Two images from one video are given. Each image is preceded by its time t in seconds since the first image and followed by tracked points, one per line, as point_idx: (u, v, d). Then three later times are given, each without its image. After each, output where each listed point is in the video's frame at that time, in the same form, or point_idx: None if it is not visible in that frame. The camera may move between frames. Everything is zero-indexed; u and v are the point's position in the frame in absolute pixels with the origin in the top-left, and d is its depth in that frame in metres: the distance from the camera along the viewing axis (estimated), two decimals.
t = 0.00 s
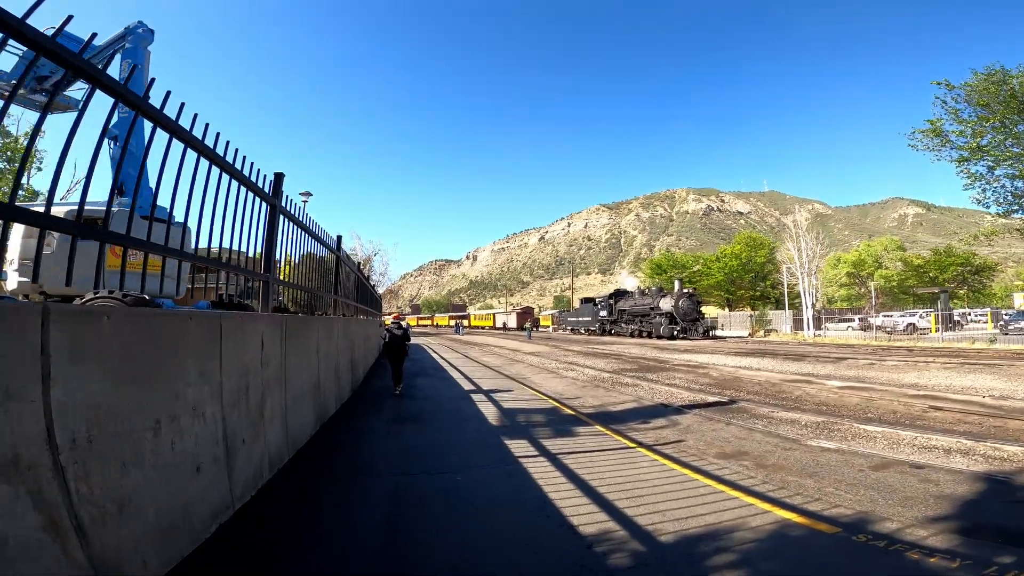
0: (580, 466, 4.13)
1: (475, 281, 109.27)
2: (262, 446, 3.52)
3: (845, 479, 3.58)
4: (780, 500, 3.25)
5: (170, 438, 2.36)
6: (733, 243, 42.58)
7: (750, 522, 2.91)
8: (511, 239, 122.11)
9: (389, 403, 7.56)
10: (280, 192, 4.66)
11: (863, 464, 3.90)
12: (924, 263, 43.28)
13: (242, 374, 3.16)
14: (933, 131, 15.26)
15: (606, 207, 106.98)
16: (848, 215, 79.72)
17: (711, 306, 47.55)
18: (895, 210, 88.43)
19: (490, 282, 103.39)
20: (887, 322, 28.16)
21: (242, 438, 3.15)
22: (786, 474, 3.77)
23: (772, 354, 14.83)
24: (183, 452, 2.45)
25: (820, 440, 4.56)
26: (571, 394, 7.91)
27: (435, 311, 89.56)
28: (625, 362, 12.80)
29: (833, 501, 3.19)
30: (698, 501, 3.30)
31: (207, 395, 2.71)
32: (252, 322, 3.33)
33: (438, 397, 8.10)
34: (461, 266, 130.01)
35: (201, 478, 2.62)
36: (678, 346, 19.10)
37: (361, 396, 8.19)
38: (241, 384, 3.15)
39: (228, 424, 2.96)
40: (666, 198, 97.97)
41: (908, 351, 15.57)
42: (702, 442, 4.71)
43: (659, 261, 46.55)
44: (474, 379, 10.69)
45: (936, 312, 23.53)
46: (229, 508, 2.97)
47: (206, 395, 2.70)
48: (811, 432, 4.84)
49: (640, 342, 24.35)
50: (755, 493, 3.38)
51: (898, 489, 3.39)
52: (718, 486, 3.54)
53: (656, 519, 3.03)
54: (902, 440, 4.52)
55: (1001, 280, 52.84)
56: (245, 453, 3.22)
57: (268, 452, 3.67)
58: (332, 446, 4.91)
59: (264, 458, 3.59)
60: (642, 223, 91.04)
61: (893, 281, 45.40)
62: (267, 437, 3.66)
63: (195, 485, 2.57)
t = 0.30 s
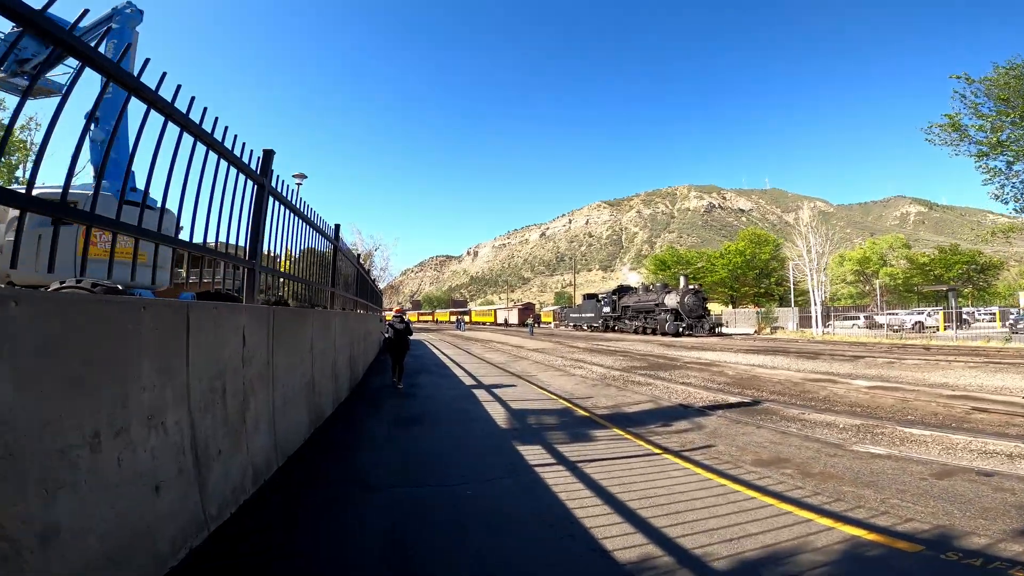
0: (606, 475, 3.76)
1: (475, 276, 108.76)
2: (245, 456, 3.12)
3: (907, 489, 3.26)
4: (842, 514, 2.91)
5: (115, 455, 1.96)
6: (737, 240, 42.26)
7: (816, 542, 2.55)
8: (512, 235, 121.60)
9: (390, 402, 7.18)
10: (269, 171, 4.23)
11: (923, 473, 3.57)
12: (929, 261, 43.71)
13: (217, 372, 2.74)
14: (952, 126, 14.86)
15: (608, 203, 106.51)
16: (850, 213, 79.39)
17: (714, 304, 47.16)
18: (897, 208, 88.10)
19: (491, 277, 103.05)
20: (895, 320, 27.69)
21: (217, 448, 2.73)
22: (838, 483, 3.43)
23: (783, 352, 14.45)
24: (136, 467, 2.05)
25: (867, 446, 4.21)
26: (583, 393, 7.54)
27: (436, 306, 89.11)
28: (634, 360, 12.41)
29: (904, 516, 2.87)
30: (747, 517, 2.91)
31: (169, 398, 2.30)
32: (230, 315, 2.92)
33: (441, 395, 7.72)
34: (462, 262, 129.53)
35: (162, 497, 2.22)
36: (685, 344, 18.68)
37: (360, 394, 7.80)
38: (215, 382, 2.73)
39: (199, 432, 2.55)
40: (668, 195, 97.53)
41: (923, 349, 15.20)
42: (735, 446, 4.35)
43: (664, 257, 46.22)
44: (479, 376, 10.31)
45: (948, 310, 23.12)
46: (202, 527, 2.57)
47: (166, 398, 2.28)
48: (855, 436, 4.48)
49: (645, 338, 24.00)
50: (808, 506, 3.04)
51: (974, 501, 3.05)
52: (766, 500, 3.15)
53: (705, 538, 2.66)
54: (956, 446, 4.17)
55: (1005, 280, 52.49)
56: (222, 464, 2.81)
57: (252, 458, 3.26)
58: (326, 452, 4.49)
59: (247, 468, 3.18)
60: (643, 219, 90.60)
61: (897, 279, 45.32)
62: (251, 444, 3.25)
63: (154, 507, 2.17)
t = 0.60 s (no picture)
0: (633, 489, 3.45)
1: (475, 277, 108.24)
2: (214, 474, 2.73)
3: (985, 507, 3.00)
4: (917, 537, 2.65)
5: (16, 482, 1.60)
6: (739, 241, 41.83)
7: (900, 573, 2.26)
8: (512, 236, 121.13)
9: (389, 407, 6.82)
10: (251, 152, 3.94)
11: (993, 487, 3.27)
12: (933, 262, 43.28)
13: (171, 376, 2.35)
14: (968, 123, 14.51)
15: (608, 205, 106.02)
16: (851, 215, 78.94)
17: (717, 305, 46.70)
18: (898, 210, 87.75)
19: (490, 278, 102.56)
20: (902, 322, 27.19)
21: (173, 469, 2.34)
22: (898, 499, 3.13)
23: (794, 354, 14.06)
24: (50, 495, 1.70)
25: (918, 457, 3.89)
26: (593, 397, 7.20)
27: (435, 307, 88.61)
28: (641, 361, 12.01)
29: (990, 536, 2.64)
30: (804, 542, 2.59)
31: (99, 415, 1.91)
32: (192, 311, 2.52)
33: (441, 400, 7.36)
34: (461, 263, 129.14)
35: (92, 530, 1.85)
36: (692, 345, 18.26)
37: (356, 398, 7.42)
38: (169, 389, 2.33)
39: (145, 451, 2.16)
40: (668, 196, 97.13)
41: (937, 351, 14.82)
42: (769, 456, 4.02)
43: (667, 258, 45.77)
44: (483, 379, 9.91)
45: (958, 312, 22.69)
46: (152, 561, 2.17)
47: (96, 412, 1.90)
48: (902, 445, 4.16)
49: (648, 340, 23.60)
50: (872, 529, 2.76)
51: None
52: (822, 521, 2.83)
53: (763, 566, 2.36)
54: (1017, 457, 3.84)
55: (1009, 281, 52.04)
56: (180, 482, 2.41)
57: (223, 476, 2.86)
58: (316, 463, 4.10)
59: (217, 487, 2.79)
60: (644, 220, 90.16)
61: (901, 280, 44.86)
62: (222, 460, 2.86)
63: (81, 542, 1.80)
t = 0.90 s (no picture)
0: (667, 512, 3.09)
1: (475, 279, 107.83)
2: (177, 512, 2.37)
3: None
4: None
5: None
6: (743, 242, 41.44)
7: None
8: (513, 237, 120.70)
9: (389, 417, 6.43)
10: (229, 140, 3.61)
11: None
12: (937, 263, 42.77)
13: (109, 400, 2.02)
14: (985, 120, 14.18)
15: (609, 206, 105.62)
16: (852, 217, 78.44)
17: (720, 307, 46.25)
18: (899, 211, 87.22)
19: (491, 280, 102.14)
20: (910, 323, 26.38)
21: (116, 512, 2.02)
22: (973, 522, 2.79)
23: (805, 358, 13.66)
24: None
25: (978, 475, 3.54)
26: (607, 405, 6.82)
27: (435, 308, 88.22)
28: (650, 366, 11.60)
29: None
30: None
31: None
32: (139, 326, 2.17)
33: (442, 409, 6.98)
34: (462, 264, 128.76)
35: None
36: (698, 349, 17.84)
37: (353, 407, 7.02)
38: (106, 418, 2.01)
39: (70, 494, 1.83)
40: (669, 198, 96.68)
41: (953, 354, 14.42)
42: (811, 474, 3.65)
43: (670, 259, 45.38)
44: (487, 384, 9.52)
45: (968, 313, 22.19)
46: None
47: None
48: (957, 461, 3.81)
49: (652, 342, 23.19)
50: (959, 560, 2.43)
51: None
52: (900, 553, 2.48)
53: None
54: None
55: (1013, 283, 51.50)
56: (129, 524, 2.08)
57: (190, 513, 2.50)
58: (307, 485, 3.74)
59: (184, 524, 2.44)
60: (644, 222, 89.73)
61: (906, 282, 44.37)
62: (189, 494, 2.51)
63: None
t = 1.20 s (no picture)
0: (714, 535, 2.83)
1: (475, 279, 107.45)
2: (126, 553, 2.10)
3: None
4: None
5: None
6: (746, 241, 41.09)
7: None
8: (512, 238, 120.34)
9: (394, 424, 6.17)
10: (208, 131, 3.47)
11: None
12: (941, 264, 42.47)
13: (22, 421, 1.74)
14: (1000, 116, 13.82)
15: (609, 207, 105.25)
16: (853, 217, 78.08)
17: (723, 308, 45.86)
18: (899, 211, 86.89)
19: (490, 281, 101.74)
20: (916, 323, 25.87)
21: (40, 552, 1.78)
22: None
23: (818, 360, 13.36)
24: None
25: None
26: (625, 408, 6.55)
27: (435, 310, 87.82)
28: (660, 369, 11.30)
29: None
30: None
31: None
32: (51, 329, 1.85)
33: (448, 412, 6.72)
34: (462, 265, 128.44)
35: None
36: (704, 351, 17.55)
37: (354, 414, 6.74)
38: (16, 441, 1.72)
39: None
40: (669, 198, 96.32)
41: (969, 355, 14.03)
42: (865, 486, 3.43)
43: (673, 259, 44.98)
44: (494, 388, 9.24)
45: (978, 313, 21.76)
46: None
47: None
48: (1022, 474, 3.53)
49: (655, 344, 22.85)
50: None
51: None
52: None
53: None
54: None
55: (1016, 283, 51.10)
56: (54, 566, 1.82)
57: (148, 544, 2.23)
58: (301, 504, 3.43)
59: (138, 558, 2.15)
60: (644, 223, 89.36)
61: (910, 282, 44.04)
62: (141, 524, 2.22)
63: None
